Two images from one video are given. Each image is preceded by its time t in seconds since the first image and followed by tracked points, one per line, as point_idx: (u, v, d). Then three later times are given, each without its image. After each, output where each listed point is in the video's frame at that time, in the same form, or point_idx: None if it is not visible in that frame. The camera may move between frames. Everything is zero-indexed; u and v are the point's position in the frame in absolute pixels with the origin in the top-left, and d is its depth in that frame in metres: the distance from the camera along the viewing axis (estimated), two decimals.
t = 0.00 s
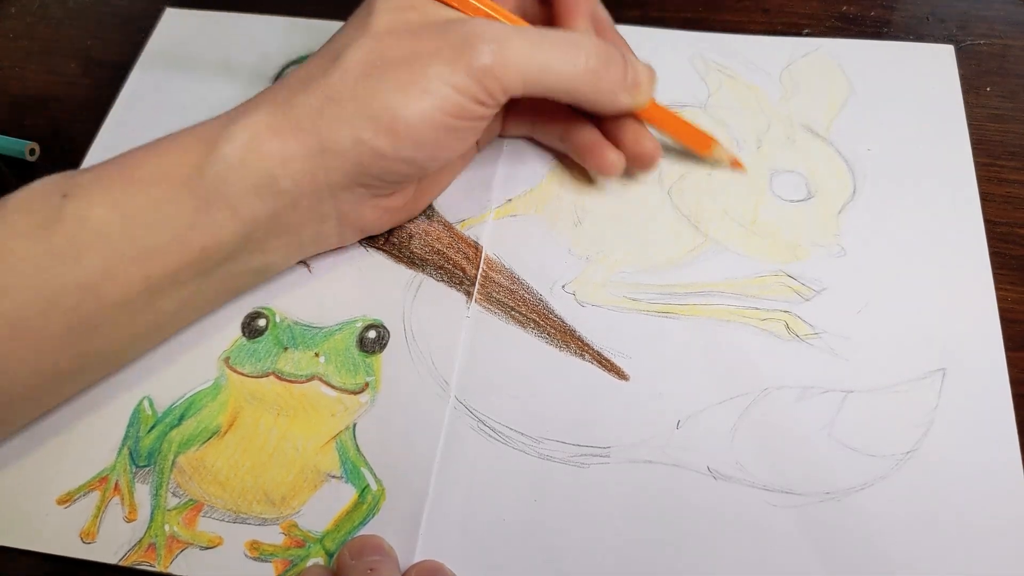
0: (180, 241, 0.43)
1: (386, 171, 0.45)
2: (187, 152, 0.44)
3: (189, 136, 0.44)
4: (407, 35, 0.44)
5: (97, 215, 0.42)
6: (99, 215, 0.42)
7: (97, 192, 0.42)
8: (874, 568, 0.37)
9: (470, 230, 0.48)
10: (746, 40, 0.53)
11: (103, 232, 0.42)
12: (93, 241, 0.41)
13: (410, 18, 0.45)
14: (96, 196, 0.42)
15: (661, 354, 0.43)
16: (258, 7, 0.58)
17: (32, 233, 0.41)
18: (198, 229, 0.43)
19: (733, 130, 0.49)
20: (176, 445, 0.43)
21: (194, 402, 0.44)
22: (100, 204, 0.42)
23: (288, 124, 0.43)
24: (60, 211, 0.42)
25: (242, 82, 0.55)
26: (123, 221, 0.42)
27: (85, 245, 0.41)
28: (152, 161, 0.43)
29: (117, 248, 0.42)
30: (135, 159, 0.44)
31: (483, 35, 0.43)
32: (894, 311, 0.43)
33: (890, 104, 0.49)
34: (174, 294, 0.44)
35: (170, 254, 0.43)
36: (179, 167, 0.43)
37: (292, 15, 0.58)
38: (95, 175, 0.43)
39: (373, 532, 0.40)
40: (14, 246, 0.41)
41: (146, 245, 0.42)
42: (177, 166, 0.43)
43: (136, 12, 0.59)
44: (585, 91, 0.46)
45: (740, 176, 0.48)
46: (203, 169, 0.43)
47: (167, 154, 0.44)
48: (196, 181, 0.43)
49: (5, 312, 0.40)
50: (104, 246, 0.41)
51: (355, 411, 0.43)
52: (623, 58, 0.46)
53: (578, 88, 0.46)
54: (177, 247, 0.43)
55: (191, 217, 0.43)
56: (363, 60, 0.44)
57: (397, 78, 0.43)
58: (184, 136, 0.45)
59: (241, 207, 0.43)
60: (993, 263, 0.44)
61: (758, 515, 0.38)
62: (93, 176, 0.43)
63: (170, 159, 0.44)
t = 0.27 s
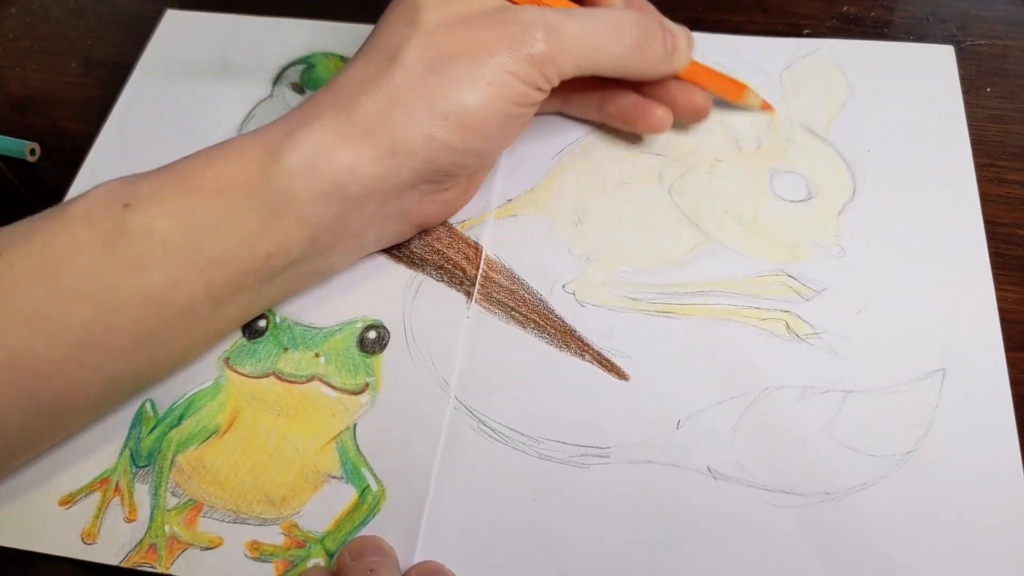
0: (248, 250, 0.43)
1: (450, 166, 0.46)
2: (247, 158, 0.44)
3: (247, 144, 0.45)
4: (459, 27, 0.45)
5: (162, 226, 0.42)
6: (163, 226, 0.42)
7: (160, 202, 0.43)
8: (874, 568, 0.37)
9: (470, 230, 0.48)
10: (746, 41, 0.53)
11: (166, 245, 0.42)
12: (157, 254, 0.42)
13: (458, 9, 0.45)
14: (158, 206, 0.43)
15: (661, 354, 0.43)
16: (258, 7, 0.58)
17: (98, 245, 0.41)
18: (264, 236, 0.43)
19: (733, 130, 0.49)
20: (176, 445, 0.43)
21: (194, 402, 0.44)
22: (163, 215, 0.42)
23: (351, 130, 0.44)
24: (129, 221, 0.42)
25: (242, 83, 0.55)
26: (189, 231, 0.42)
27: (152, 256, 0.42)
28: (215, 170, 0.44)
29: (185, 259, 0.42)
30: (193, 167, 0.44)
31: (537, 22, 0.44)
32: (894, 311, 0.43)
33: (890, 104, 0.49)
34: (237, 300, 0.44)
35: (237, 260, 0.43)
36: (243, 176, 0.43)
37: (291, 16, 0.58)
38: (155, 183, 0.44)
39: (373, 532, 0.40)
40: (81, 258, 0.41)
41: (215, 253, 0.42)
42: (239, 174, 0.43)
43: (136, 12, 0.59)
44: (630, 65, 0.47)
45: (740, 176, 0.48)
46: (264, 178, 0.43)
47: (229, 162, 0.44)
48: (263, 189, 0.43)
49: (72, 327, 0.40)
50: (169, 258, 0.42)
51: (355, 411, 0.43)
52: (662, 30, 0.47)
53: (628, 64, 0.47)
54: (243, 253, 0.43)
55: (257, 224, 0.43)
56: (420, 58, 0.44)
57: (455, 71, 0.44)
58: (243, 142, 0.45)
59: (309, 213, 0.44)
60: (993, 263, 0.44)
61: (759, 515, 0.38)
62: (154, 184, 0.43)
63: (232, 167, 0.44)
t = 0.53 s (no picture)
0: (254, 252, 0.42)
1: (456, 179, 0.45)
2: (255, 159, 0.44)
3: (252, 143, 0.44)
4: (474, 38, 0.44)
5: (169, 224, 0.42)
6: (171, 225, 0.42)
7: (170, 200, 0.42)
8: (874, 568, 0.37)
9: (470, 229, 0.48)
10: (746, 41, 0.53)
11: (174, 237, 0.42)
12: (165, 254, 0.41)
13: (475, 18, 0.45)
14: (166, 204, 0.42)
15: (661, 353, 0.43)
16: (257, 7, 0.58)
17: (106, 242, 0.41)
18: (270, 237, 0.43)
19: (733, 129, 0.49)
20: (176, 445, 0.43)
21: (194, 402, 0.44)
22: (172, 213, 0.42)
23: (354, 135, 0.43)
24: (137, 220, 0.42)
25: (242, 83, 0.55)
26: (196, 231, 0.42)
27: (159, 256, 0.41)
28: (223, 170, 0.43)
29: (191, 259, 0.42)
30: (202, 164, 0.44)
31: (552, 33, 0.43)
32: (894, 311, 0.43)
33: (889, 103, 0.49)
34: (245, 302, 0.43)
35: (243, 263, 0.42)
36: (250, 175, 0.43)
37: (290, 15, 0.58)
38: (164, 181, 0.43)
39: (373, 532, 0.40)
40: (89, 254, 0.41)
41: (219, 256, 0.42)
42: (244, 175, 0.43)
43: (135, 11, 0.59)
44: (656, 83, 0.44)
45: (740, 176, 0.48)
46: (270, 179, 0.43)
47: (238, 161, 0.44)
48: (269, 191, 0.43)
49: (81, 326, 0.40)
50: (181, 257, 0.41)
51: (355, 411, 0.43)
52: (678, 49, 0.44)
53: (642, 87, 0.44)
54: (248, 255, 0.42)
55: (262, 226, 0.43)
56: (429, 67, 0.44)
57: (463, 85, 0.43)
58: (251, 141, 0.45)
59: (314, 219, 0.43)
60: (993, 263, 0.44)
61: (759, 515, 0.38)
62: (162, 183, 0.43)
63: (241, 167, 0.43)
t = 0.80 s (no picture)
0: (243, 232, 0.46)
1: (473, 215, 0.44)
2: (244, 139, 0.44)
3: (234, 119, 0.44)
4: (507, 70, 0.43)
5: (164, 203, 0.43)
6: (167, 205, 0.43)
7: (164, 178, 0.43)
8: (874, 567, 0.37)
9: (470, 229, 0.48)
10: (746, 41, 0.53)
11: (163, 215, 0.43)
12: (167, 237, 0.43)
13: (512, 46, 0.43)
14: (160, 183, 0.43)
15: (662, 353, 0.43)
16: (257, 7, 0.58)
17: (104, 223, 0.41)
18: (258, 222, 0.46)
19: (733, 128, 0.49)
20: (176, 445, 0.43)
21: (194, 402, 0.44)
22: (168, 195, 0.43)
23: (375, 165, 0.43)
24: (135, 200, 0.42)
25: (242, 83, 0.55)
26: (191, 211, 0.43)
27: (162, 238, 0.43)
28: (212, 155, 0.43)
29: (191, 241, 0.44)
30: (187, 130, 0.44)
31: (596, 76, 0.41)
32: (894, 310, 0.43)
33: (890, 103, 0.49)
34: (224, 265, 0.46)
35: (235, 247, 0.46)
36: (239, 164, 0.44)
37: (290, 16, 0.58)
38: (146, 147, 0.43)
39: (373, 532, 0.40)
40: (87, 234, 0.41)
41: (212, 244, 0.44)
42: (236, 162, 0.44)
43: (136, 12, 0.59)
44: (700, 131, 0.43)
45: (740, 175, 0.48)
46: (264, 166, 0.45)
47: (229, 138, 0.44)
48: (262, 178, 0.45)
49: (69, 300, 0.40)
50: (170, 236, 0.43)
51: (355, 411, 0.43)
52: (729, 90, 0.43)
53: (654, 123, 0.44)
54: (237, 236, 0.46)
55: (252, 210, 0.46)
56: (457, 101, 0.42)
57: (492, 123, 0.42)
58: (236, 108, 0.45)
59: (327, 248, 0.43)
60: (993, 263, 0.44)
61: (759, 514, 0.38)
62: (149, 156, 0.43)
63: (233, 143, 0.44)
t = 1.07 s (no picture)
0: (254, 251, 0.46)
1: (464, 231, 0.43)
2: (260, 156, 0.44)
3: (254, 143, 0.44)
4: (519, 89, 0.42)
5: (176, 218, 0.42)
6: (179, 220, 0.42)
7: (178, 193, 0.42)
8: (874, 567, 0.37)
9: (469, 230, 0.48)
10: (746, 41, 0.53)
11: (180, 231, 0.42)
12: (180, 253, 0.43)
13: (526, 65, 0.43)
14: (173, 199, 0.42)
15: (661, 353, 0.43)
16: (257, 7, 0.58)
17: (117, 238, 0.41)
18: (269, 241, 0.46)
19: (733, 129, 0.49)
20: (175, 445, 0.43)
21: (193, 403, 0.44)
22: (185, 211, 0.42)
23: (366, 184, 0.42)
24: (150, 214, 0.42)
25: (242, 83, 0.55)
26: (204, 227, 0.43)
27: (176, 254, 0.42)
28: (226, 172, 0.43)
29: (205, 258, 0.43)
30: (202, 148, 0.43)
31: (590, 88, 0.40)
32: (894, 310, 0.43)
33: (889, 103, 0.49)
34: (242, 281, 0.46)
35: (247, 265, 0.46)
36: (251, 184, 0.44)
37: (290, 16, 0.58)
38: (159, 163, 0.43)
39: (373, 533, 0.40)
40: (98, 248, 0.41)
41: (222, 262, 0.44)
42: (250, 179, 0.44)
43: (135, 12, 0.59)
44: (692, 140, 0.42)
45: (740, 176, 0.48)
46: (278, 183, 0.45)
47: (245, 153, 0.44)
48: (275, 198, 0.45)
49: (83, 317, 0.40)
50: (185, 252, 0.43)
51: (355, 412, 0.43)
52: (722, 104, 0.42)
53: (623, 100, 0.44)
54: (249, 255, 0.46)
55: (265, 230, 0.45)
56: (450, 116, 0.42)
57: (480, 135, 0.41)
58: (254, 127, 0.44)
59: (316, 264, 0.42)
60: (993, 263, 0.44)
61: (758, 514, 0.38)
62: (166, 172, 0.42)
63: (250, 160, 0.44)
